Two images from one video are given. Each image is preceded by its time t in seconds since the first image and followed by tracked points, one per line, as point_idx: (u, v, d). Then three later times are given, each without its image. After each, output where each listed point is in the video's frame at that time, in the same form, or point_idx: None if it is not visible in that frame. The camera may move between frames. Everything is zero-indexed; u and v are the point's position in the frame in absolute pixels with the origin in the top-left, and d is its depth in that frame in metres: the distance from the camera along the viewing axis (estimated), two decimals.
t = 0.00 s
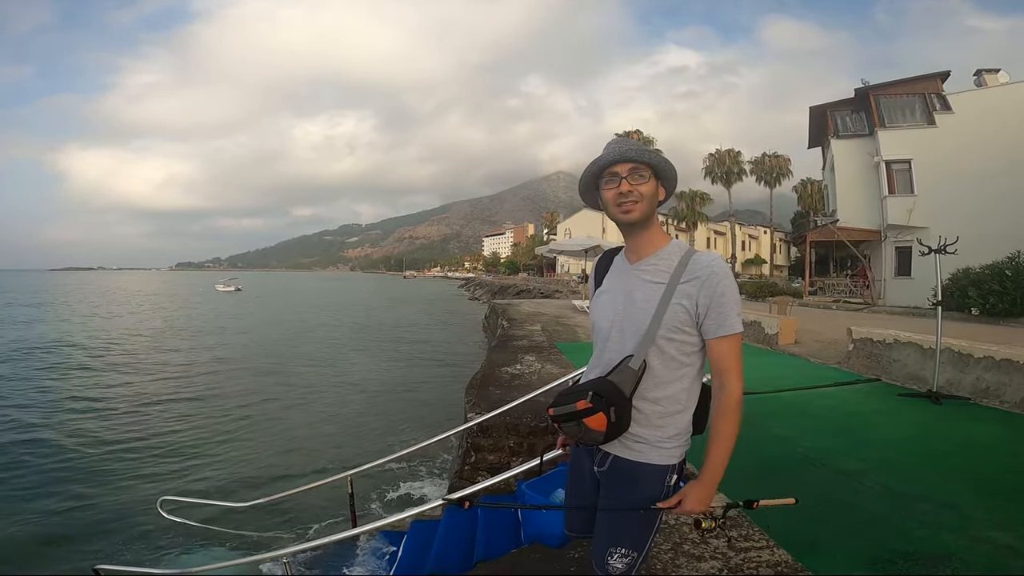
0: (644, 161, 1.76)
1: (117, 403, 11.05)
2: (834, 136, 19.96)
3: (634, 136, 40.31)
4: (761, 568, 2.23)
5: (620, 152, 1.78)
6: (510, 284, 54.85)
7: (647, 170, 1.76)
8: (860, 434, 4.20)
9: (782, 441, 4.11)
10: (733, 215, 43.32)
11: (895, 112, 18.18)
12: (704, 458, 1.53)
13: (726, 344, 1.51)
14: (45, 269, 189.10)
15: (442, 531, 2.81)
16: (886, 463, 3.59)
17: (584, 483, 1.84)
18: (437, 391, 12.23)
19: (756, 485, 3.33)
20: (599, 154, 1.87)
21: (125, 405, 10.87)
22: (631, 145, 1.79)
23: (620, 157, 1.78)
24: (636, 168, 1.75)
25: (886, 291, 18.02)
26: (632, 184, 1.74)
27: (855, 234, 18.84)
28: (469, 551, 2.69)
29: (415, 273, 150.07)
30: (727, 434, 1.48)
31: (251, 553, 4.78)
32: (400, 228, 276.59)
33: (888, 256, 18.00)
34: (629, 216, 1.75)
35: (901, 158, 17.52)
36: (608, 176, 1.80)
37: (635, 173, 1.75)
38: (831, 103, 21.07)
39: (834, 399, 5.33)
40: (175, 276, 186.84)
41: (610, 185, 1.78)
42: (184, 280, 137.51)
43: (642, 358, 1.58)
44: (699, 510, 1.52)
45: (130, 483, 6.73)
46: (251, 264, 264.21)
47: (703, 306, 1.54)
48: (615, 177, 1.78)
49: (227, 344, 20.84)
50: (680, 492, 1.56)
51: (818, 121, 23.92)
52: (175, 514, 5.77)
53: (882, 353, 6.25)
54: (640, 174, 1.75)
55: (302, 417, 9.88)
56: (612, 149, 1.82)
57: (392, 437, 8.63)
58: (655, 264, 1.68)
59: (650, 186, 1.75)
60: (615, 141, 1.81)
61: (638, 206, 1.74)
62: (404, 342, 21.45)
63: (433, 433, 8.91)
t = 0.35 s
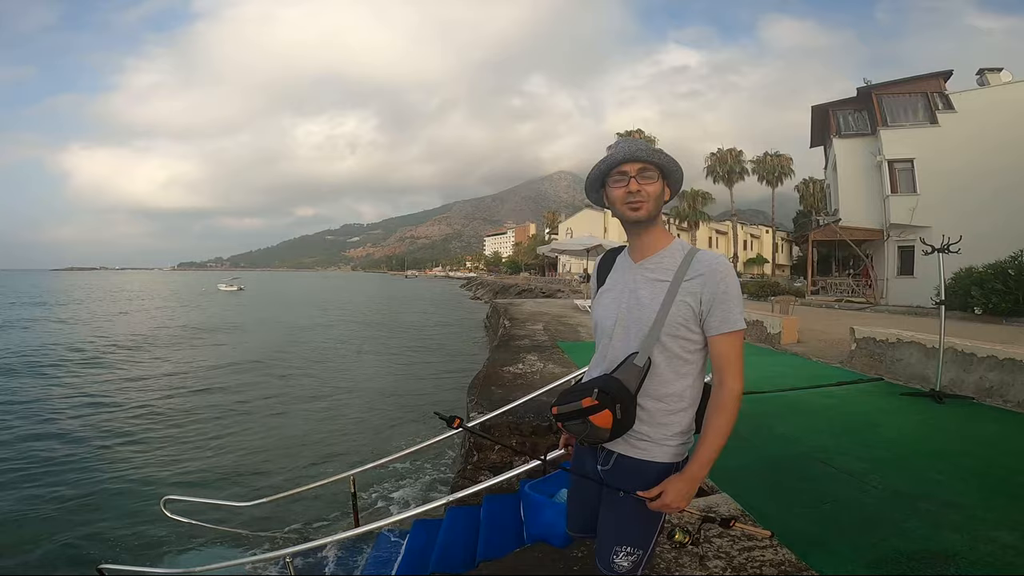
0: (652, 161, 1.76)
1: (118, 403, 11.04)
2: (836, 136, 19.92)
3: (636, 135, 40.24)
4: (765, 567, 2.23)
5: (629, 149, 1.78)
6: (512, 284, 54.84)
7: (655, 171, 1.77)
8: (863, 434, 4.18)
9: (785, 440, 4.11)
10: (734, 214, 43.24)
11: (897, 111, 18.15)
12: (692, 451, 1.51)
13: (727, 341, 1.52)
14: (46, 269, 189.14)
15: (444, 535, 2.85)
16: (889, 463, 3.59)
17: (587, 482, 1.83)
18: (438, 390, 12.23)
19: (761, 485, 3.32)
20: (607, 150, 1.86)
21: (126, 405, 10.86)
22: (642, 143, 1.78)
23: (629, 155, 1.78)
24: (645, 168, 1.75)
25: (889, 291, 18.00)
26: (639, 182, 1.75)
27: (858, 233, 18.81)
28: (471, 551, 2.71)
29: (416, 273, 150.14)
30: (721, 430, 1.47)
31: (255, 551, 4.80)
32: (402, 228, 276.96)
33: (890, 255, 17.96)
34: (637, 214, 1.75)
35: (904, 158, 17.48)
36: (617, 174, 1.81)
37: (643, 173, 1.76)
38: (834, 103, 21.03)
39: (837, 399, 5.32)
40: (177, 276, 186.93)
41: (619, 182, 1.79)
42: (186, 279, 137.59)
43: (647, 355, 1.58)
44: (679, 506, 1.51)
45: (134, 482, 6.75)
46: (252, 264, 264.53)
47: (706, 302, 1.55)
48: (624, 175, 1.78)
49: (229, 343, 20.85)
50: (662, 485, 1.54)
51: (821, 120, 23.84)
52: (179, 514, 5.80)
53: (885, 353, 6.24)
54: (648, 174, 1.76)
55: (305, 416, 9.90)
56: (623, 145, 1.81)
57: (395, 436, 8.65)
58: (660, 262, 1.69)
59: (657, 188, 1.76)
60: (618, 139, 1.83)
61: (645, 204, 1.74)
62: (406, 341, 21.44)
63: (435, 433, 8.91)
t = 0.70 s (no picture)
0: (657, 161, 1.76)
1: (120, 403, 11.06)
2: (838, 135, 19.91)
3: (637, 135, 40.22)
4: (766, 566, 2.22)
5: (637, 148, 1.77)
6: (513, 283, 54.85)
7: (660, 170, 1.77)
8: (865, 434, 4.18)
9: (788, 440, 4.10)
10: (736, 213, 43.21)
11: (899, 110, 18.15)
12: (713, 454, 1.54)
13: (727, 339, 1.52)
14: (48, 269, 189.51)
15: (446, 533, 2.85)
16: (892, 462, 3.58)
17: (589, 483, 1.84)
18: (440, 390, 12.23)
19: (767, 485, 3.31)
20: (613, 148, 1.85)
21: (128, 405, 10.89)
22: (649, 143, 1.78)
23: (636, 154, 1.77)
24: (650, 167, 1.75)
25: (890, 290, 17.99)
26: (643, 181, 1.75)
27: (859, 233, 18.79)
28: (472, 551, 2.70)
29: (417, 273, 150.18)
30: (733, 431, 1.50)
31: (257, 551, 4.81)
32: (403, 227, 277.04)
33: (892, 254, 17.94)
34: (638, 211, 1.75)
35: (905, 157, 17.46)
36: (622, 171, 1.80)
37: (648, 172, 1.76)
38: (835, 102, 21.01)
39: (840, 398, 5.31)
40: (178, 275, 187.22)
41: (623, 179, 1.79)
42: (187, 279, 137.78)
43: (645, 352, 1.58)
44: (717, 505, 1.55)
45: (136, 482, 6.77)
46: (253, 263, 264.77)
47: (705, 299, 1.55)
48: (629, 173, 1.77)
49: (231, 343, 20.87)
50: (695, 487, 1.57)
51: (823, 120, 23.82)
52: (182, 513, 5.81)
53: (886, 352, 6.24)
54: (652, 174, 1.76)
55: (306, 415, 9.91)
56: (631, 143, 1.80)
57: (396, 435, 8.66)
58: (658, 260, 1.70)
59: (661, 187, 1.76)
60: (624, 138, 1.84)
61: (647, 202, 1.75)
62: (407, 341, 21.46)
63: (436, 432, 8.91)
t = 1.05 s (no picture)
0: (536, 158, 1.72)
1: (139, 400, 11.25)
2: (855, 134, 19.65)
3: (650, 133, 40.04)
4: (779, 564, 2.21)
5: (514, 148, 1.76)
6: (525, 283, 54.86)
7: (539, 167, 1.74)
8: (879, 433, 4.14)
9: (799, 439, 4.08)
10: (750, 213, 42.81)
11: (919, 109, 17.92)
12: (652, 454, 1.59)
13: (663, 338, 1.62)
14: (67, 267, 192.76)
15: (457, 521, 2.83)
16: (905, 461, 3.56)
17: (529, 489, 1.79)
18: (454, 388, 12.26)
19: (775, 486, 3.29)
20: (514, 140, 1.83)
21: (147, 401, 11.08)
22: (527, 139, 1.73)
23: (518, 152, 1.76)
24: (529, 169, 1.75)
25: (908, 290, 17.76)
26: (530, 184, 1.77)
27: (877, 232, 18.55)
28: (484, 545, 2.69)
29: (429, 271, 150.65)
30: (671, 432, 1.56)
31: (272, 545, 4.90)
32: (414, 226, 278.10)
33: (910, 254, 17.68)
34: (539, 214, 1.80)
35: (925, 156, 17.19)
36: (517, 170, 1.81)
37: (528, 172, 1.76)
38: (854, 100, 20.73)
39: (854, 398, 5.26)
40: (192, 273, 189.55)
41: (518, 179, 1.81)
42: (202, 277, 139.39)
43: (585, 357, 1.61)
44: (649, 513, 1.56)
45: (153, 477, 6.89)
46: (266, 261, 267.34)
47: (642, 297, 1.63)
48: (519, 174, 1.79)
49: (247, 341, 21.11)
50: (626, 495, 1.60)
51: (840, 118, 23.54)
52: (198, 509, 5.92)
53: (904, 352, 6.18)
54: (534, 173, 1.75)
55: (321, 412, 10.02)
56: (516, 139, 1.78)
57: (409, 433, 8.72)
58: (589, 255, 1.73)
59: (549, 185, 1.74)
60: (530, 127, 1.77)
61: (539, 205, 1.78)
62: (421, 339, 21.52)
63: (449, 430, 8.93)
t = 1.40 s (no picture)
0: (527, 171, 1.76)
1: (139, 399, 11.27)
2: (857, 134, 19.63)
3: (651, 134, 40.04)
4: (780, 566, 2.20)
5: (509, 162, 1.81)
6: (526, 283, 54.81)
7: (531, 180, 1.77)
8: (880, 435, 4.13)
9: (800, 441, 4.07)
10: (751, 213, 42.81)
11: (921, 109, 17.87)
12: (642, 446, 1.65)
13: (651, 338, 1.66)
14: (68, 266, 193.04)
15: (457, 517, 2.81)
16: (906, 463, 3.55)
17: (522, 483, 1.80)
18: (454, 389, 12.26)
19: (776, 488, 3.27)
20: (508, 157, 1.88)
21: (148, 401, 11.08)
22: (520, 153, 1.78)
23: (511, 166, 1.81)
24: (521, 181, 1.78)
25: (910, 292, 17.74)
26: (521, 195, 1.79)
27: (879, 233, 18.53)
28: (483, 545, 2.68)
29: (430, 271, 150.67)
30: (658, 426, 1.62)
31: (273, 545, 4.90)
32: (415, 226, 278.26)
33: (912, 255, 17.66)
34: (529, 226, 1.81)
35: (927, 156, 17.14)
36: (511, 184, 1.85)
37: (520, 185, 1.79)
38: (856, 100, 20.69)
39: (855, 399, 5.25)
40: (194, 272, 189.77)
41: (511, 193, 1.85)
42: (203, 277, 139.59)
43: (578, 356, 1.64)
44: (643, 494, 1.63)
45: (154, 477, 6.89)
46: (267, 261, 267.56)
47: (633, 301, 1.66)
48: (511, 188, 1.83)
49: (249, 341, 21.13)
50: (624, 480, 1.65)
51: (842, 118, 23.50)
52: (199, 509, 5.92)
53: (906, 354, 6.17)
54: (526, 186, 1.78)
55: (322, 412, 10.02)
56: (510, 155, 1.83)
57: (410, 433, 8.73)
58: (583, 263, 1.75)
59: (539, 197, 1.78)
60: (522, 144, 1.81)
61: (529, 216, 1.80)
62: (421, 339, 21.52)
63: (449, 431, 8.94)
